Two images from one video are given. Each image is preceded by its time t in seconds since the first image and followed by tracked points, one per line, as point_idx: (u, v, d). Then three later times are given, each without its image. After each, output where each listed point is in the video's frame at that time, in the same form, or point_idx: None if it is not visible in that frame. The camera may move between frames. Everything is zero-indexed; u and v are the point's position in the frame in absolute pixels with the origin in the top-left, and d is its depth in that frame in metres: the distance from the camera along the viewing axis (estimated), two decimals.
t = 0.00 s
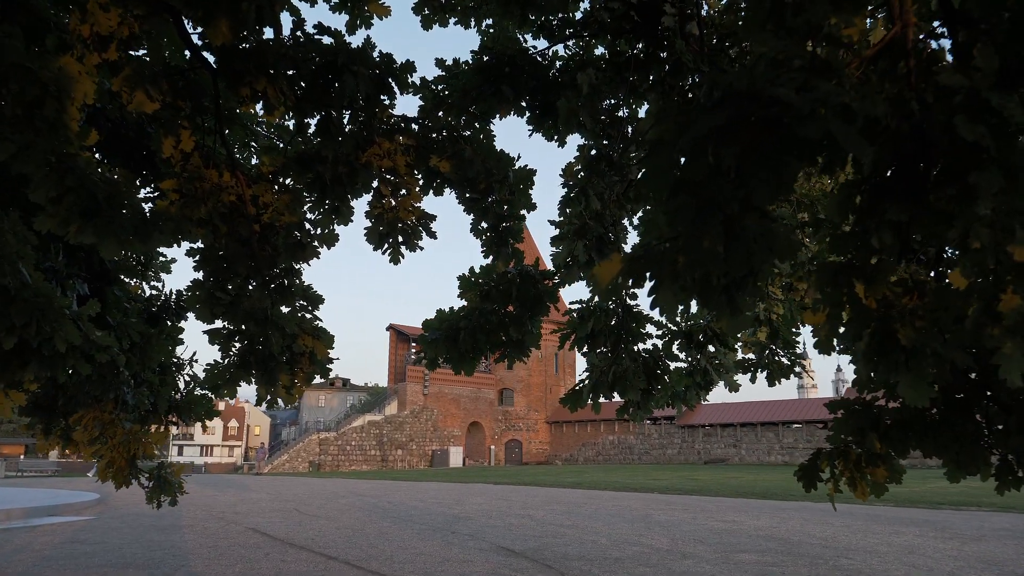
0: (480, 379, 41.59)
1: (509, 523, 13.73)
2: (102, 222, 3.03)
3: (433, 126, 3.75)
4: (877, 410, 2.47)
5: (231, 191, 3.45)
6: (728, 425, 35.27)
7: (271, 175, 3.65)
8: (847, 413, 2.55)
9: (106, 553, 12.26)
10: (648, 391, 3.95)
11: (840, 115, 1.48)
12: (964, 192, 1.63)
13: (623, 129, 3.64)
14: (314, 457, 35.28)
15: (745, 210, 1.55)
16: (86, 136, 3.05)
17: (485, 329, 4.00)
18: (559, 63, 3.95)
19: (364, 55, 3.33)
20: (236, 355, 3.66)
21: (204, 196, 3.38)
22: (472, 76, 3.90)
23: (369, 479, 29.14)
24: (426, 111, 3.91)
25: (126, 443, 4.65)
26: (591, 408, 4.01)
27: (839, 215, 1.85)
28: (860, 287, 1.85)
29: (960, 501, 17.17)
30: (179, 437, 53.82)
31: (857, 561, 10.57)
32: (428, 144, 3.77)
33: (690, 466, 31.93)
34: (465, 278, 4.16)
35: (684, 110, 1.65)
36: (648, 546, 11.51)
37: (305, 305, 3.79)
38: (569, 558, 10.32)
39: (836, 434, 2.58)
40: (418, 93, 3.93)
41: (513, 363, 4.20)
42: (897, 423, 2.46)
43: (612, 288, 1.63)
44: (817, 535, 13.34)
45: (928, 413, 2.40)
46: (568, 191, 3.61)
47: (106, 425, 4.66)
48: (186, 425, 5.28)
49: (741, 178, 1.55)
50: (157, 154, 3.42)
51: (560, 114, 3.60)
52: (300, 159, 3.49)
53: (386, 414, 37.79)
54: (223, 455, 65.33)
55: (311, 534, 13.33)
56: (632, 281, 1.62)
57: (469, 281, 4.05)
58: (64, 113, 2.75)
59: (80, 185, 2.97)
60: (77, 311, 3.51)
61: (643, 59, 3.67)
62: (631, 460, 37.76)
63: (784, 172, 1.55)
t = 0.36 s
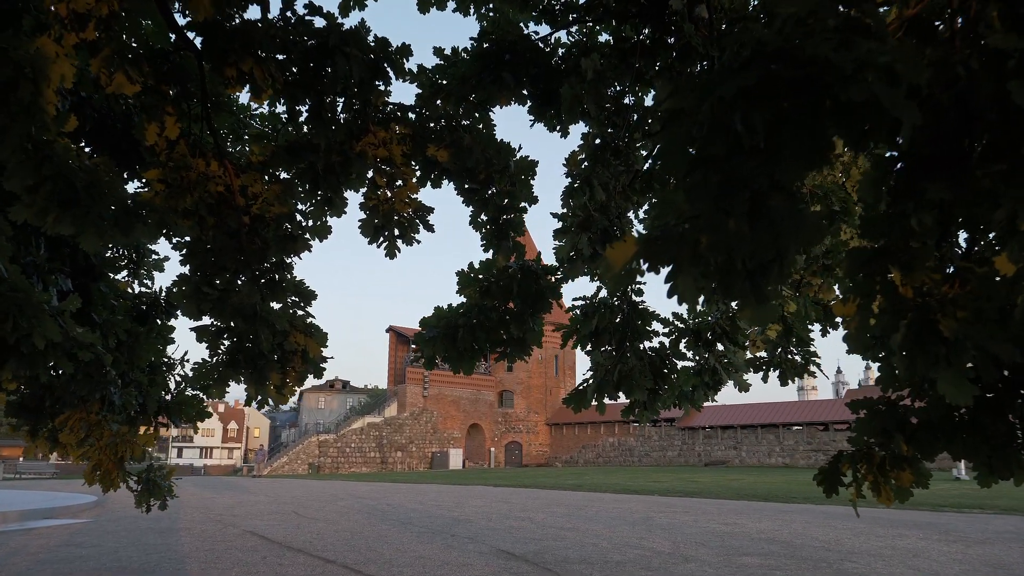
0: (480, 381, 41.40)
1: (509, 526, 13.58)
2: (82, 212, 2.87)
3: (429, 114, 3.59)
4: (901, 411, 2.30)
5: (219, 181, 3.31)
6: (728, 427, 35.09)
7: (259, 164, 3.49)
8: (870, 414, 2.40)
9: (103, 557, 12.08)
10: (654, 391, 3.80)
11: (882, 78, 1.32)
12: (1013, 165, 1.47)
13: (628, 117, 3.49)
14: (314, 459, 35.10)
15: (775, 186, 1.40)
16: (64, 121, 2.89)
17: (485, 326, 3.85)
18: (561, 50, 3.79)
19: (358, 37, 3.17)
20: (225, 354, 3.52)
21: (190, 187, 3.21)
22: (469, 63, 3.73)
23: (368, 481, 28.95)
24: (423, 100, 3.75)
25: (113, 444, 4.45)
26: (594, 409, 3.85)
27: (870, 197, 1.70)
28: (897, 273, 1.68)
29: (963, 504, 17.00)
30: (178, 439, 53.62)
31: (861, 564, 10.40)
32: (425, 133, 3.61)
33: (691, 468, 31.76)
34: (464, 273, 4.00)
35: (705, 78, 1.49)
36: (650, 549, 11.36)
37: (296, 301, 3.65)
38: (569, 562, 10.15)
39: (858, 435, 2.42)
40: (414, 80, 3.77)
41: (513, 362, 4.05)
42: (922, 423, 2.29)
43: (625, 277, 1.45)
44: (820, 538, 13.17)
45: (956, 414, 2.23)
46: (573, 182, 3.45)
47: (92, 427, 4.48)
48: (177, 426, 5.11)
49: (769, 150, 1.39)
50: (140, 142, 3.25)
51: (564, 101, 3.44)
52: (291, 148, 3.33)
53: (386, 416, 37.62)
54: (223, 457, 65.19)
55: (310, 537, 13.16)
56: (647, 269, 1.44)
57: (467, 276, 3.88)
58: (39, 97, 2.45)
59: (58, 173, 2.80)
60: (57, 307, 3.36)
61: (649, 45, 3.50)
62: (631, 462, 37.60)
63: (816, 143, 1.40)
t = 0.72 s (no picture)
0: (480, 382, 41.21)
1: (509, 528, 13.41)
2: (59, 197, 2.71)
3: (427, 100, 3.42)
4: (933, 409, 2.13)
5: (205, 166, 3.14)
6: (729, 428, 34.91)
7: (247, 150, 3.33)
8: (899, 412, 2.24)
9: (98, 559, 11.90)
10: (662, 389, 3.66)
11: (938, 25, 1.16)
12: None
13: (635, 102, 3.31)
14: (313, 460, 34.90)
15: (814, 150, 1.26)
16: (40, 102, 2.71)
17: (486, 322, 3.71)
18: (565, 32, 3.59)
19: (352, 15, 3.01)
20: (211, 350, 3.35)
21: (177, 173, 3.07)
22: (469, 47, 3.55)
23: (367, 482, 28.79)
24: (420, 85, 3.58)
25: (99, 445, 4.25)
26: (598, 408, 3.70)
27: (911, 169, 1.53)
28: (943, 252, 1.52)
29: (966, 506, 16.83)
30: (177, 440, 53.45)
31: (866, 566, 10.24)
32: (421, 119, 3.42)
33: (692, 469, 31.60)
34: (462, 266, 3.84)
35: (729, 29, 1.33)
36: (652, 552, 11.19)
37: (287, 296, 3.48)
38: (569, 564, 9.99)
39: (885, 434, 2.25)
40: (410, 64, 3.61)
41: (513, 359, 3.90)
42: (954, 423, 2.12)
43: (644, 254, 1.30)
44: (824, 540, 12.99)
45: (990, 411, 2.06)
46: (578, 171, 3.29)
47: (78, 426, 4.30)
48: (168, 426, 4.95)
49: (806, 111, 1.25)
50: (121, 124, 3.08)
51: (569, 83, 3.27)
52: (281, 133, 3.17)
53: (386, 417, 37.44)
54: (223, 458, 65.01)
55: (308, 539, 13.00)
56: (669, 243, 1.30)
57: (467, 270, 3.72)
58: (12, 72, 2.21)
59: (34, 156, 2.64)
60: (35, 300, 3.19)
61: (658, 28, 3.27)
62: (631, 463, 37.43)
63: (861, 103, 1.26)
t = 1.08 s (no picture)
0: (480, 383, 41.03)
1: (509, 530, 13.23)
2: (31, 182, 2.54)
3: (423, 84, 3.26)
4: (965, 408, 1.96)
5: (188, 151, 2.98)
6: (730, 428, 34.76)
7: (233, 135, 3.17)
8: (926, 410, 2.06)
9: (93, 561, 11.71)
10: (669, 387, 3.48)
11: None
12: None
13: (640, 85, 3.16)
14: (313, 461, 34.71)
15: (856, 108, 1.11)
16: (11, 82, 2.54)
17: (484, 318, 3.54)
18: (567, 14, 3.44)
19: None
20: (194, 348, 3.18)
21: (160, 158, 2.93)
22: (467, 30, 3.39)
23: (367, 483, 28.61)
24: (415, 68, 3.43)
25: (83, 445, 4.14)
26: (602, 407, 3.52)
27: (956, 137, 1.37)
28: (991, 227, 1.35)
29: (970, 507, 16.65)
30: (176, 441, 53.28)
31: (870, 568, 10.08)
32: (416, 104, 3.27)
33: (693, 470, 31.42)
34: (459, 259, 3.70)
35: None
36: (654, 554, 11.01)
37: (275, 289, 3.32)
38: (570, 566, 9.82)
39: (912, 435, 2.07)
40: (405, 47, 3.45)
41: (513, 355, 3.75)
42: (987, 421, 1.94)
43: (662, 226, 1.15)
44: (827, 542, 12.82)
45: None
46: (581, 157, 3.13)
47: (60, 426, 4.15)
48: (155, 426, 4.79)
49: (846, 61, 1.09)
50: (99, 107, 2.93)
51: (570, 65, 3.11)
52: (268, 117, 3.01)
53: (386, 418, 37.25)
54: (223, 459, 64.81)
55: (306, 541, 12.82)
56: (690, 214, 1.15)
57: (464, 263, 3.58)
58: None
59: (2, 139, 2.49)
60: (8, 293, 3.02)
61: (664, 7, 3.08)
62: (632, 464, 37.23)
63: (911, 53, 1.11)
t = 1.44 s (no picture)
0: (480, 384, 40.89)
1: (509, 531, 13.07)
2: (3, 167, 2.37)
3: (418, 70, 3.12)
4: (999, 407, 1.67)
5: (170, 137, 2.82)
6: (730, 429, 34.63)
7: (215, 120, 3.00)
8: (958, 410, 1.75)
9: (89, 563, 11.55)
10: (674, 386, 3.31)
11: None
12: None
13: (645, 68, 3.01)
14: (312, 462, 34.57)
15: (911, 58, 0.94)
16: None
17: (482, 313, 3.43)
18: None
19: None
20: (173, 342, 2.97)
21: (138, 143, 2.77)
22: (464, 13, 3.24)
23: (366, 484, 28.46)
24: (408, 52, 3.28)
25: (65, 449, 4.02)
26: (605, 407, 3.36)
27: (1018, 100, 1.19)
28: None
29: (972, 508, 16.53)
30: (175, 441, 53.12)
31: (874, 570, 9.94)
32: (410, 89, 3.12)
33: (693, 471, 31.26)
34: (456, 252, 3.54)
35: None
36: (656, 555, 10.86)
37: (262, 284, 3.17)
38: (570, 568, 9.68)
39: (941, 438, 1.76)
40: (397, 30, 3.30)
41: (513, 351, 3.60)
42: None
43: (684, 194, 1.03)
44: (828, 543, 12.69)
45: None
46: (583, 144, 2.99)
47: (41, 427, 3.98)
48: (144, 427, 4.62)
49: None
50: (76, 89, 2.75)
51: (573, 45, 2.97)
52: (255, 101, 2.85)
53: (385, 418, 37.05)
54: (222, 459, 64.64)
55: (303, 543, 12.67)
56: (715, 181, 1.02)
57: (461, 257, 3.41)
58: None
59: None
60: None
61: None
62: (632, 464, 37.08)
63: None
